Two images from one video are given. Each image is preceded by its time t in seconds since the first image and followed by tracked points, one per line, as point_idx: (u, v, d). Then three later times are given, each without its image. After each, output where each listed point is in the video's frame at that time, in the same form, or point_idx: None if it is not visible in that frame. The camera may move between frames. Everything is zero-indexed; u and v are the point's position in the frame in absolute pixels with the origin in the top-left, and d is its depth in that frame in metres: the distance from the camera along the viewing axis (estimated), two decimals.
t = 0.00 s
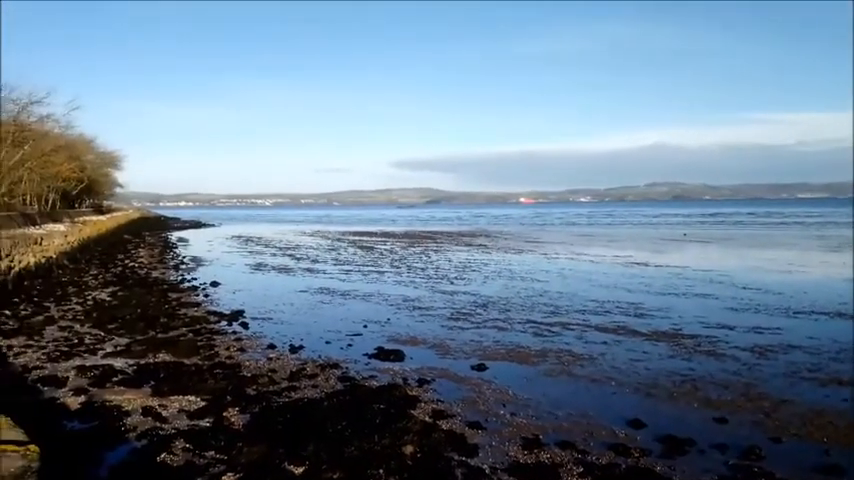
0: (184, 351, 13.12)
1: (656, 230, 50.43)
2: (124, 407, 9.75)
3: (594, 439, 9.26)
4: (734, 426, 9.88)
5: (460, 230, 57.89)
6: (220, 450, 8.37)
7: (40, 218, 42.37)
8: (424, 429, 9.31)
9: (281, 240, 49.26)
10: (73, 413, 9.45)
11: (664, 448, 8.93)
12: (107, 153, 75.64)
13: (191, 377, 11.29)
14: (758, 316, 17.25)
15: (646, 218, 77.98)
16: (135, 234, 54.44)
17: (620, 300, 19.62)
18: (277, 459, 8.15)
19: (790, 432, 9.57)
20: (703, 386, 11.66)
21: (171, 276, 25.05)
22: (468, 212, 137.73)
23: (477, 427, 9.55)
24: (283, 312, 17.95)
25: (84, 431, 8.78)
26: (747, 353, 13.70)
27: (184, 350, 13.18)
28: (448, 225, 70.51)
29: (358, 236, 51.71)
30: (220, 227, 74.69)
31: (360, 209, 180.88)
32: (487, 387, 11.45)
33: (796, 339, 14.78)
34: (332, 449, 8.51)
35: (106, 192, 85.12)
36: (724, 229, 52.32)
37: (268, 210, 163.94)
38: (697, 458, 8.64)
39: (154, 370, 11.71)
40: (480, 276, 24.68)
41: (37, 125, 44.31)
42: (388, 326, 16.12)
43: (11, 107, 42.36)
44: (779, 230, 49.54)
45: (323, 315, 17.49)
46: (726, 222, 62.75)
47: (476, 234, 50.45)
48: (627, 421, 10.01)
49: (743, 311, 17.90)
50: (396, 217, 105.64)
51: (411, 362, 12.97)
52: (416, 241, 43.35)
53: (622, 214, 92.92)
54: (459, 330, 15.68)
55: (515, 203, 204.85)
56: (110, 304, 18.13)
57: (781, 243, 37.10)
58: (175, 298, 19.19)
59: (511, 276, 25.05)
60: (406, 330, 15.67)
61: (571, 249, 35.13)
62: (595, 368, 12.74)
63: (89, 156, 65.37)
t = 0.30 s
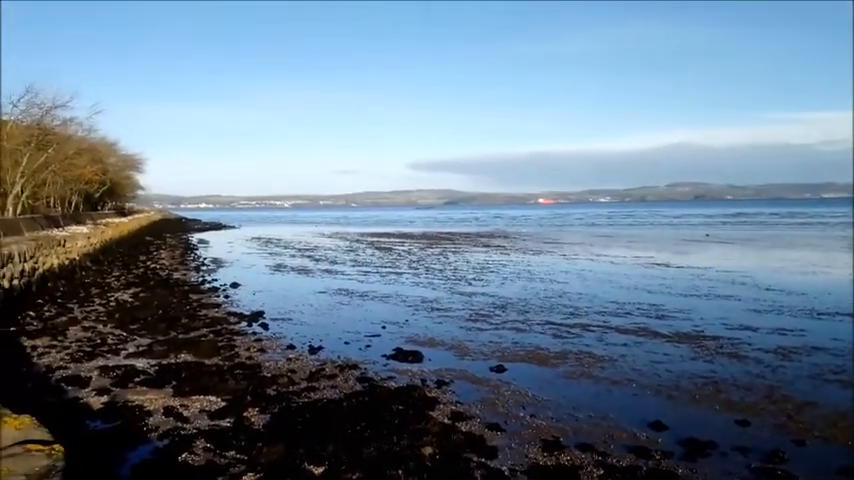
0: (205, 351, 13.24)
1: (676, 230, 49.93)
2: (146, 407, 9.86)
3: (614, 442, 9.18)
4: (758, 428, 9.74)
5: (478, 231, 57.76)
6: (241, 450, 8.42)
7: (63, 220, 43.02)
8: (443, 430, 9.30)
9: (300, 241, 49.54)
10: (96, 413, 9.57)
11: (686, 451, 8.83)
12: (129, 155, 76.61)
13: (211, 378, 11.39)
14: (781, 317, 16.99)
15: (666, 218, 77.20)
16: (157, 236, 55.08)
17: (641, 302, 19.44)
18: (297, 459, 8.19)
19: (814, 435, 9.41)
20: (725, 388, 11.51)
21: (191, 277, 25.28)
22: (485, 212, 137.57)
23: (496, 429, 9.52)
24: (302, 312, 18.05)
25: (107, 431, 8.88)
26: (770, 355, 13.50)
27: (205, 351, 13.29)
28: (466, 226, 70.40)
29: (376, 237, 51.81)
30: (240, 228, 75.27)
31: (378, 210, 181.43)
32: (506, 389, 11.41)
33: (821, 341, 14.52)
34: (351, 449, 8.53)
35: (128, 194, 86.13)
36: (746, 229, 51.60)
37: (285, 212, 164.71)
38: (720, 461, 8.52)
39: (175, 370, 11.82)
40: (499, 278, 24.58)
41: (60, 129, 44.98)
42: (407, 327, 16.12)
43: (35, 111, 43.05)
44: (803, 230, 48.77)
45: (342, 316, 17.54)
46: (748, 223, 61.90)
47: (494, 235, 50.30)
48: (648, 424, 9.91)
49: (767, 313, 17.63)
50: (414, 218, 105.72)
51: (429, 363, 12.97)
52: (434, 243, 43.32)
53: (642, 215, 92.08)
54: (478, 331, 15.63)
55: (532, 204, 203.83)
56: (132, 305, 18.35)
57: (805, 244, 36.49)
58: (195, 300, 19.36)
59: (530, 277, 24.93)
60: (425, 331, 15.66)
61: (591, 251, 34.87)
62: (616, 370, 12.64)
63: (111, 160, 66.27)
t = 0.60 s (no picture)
0: (232, 351, 13.43)
1: (703, 232, 49.31)
2: (175, 405, 10.04)
3: (640, 445, 9.11)
4: (786, 433, 9.59)
5: (503, 233, 57.59)
6: (267, 448, 8.54)
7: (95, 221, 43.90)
8: (467, 431, 9.32)
9: (325, 242, 49.89)
10: (126, 410, 9.77)
11: (713, 455, 8.73)
12: (158, 158, 77.91)
13: (238, 377, 11.56)
14: (812, 321, 16.68)
15: (694, 220, 76.15)
16: (185, 237, 55.91)
17: (667, 304, 19.24)
18: (322, 458, 8.28)
19: (844, 440, 9.24)
20: (753, 392, 11.35)
21: (219, 278, 25.65)
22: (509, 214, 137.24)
23: (520, 431, 9.51)
24: (327, 313, 18.21)
25: (137, 429, 9.06)
26: (800, 359, 13.27)
27: (232, 350, 13.48)
28: (490, 228, 70.25)
29: (400, 238, 51.97)
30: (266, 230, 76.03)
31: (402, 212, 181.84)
32: (530, 391, 11.38)
33: (853, 345, 14.23)
34: (375, 449, 8.60)
35: (157, 196, 87.51)
36: (777, 231, 50.65)
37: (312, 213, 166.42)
38: (748, 466, 8.41)
39: (203, 369, 12.01)
40: (523, 279, 24.50)
41: (92, 132, 45.92)
42: (430, 328, 16.17)
43: (68, 114, 44.01)
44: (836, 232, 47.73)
45: (366, 316, 17.65)
46: (778, 225, 60.77)
47: (519, 237, 50.12)
48: (674, 427, 9.82)
49: (796, 316, 17.32)
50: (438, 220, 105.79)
51: (453, 364, 12.99)
52: (459, 244, 43.31)
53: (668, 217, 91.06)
54: (502, 333, 15.61)
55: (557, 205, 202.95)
56: (161, 305, 18.69)
57: (838, 246, 35.72)
58: (223, 300, 19.64)
59: (554, 279, 24.82)
60: (448, 332, 15.68)
61: (617, 253, 34.56)
62: (642, 373, 12.53)
63: (141, 162, 67.47)
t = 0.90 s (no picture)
0: (257, 352, 13.47)
1: (732, 234, 48.44)
2: (200, 406, 10.08)
3: (669, 452, 8.91)
4: (820, 440, 9.32)
5: (527, 235, 57.23)
6: (292, 450, 8.51)
7: (123, 223, 44.58)
8: (492, 436, 9.20)
9: (349, 244, 49.99)
10: (152, 411, 9.83)
11: (745, 463, 8.50)
12: (185, 160, 79.02)
13: (263, 378, 11.58)
14: (847, 325, 16.21)
15: (723, 222, 74.83)
16: (210, 239, 56.47)
17: (696, 308, 18.87)
18: (346, 461, 8.22)
19: None
20: (786, 398, 11.06)
21: (244, 279, 25.81)
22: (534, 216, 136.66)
23: (547, 436, 9.36)
24: (351, 315, 18.21)
25: (163, 430, 9.10)
26: (835, 364, 12.90)
27: (257, 352, 13.52)
28: (515, 230, 69.83)
29: (424, 240, 51.89)
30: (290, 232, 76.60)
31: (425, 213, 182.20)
32: (555, 395, 11.22)
33: None
34: (400, 453, 8.52)
35: (183, 198, 88.54)
36: (809, 233, 49.50)
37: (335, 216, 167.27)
38: (781, 474, 8.17)
39: (228, 370, 12.05)
40: (548, 282, 24.26)
41: (120, 135, 46.67)
42: (454, 331, 16.08)
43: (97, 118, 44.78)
44: None
45: (390, 319, 17.60)
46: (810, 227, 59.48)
47: (544, 239, 49.71)
48: (704, 433, 9.60)
49: (831, 320, 16.86)
50: (461, 222, 105.56)
51: (478, 368, 12.87)
52: (483, 246, 43.11)
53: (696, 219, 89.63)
54: (527, 337, 15.46)
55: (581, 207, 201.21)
56: (187, 306, 18.86)
57: None
58: (248, 301, 19.75)
59: (581, 281, 24.53)
60: (472, 335, 15.57)
61: (644, 255, 34.08)
62: (670, 378, 12.29)
63: (168, 164, 68.42)
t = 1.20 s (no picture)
0: (290, 352, 13.63)
1: (770, 235, 47.37)
2: (235, 405, 10.25)
3: (705, 455, 8.77)
4: None
5: (559, 236, 56.77)
6: (324, 449, 8.60)
7: (160, 225, 45.54)
8: (524, 438, 9.17)
9: (380, 245, 50.21)
10: (188, 409, 10.03)
11: (783, 467, 8.33)
12: (220, 163, 80.36)
13: (296, 377, 11.72)
14: None
15: (760, 222, 73.17)
16: (244, 240, 57.31)
17: (732, 310, 18.51)
18: (378, 460, 8.27)
19: None
20: (826, 402, 10.79)
21: (277, 279, 26.15)
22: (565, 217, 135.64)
23: (580, 438, 9.29)
24: (382, 316, 18.31)
25: (199, 427, 9.28)
26: None
27: (290, 351, 13.69)
28: (546, 231, 69.43)
29: (455, 242, 51.85)
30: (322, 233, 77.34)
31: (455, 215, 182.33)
32: (588, 398, 11.13)
33: None
34: (431, 453, 8.54)
35: (218, 200, 90.06)
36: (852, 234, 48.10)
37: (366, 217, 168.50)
38: None
39: (262, 369, 12.24)
40: (581, 284, 24.04)
41: (157, 139, 47.67)
42: (485, 332, 16.05)
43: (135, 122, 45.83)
44: None
45: (421, 320, 17.65)
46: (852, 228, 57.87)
47: (576, 241, 49.25)
48: (741, 437, 9.42)
49: None
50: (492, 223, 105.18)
51: (509, 369, 12.84)
52: (514, 247, 42.94)
53: (733, 219, 87.79)
54: (559, 339, 15.35)
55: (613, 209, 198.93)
56: (221, 306, 19.18)
57: None
58: (280, 302, 20.00)
59: (614, 283, 24.25)
60: (503, 337, 15.53)
61: (678, 256, 33.55)
62: (705, 381, 12.09)
63: (204, 168, 69.66)
